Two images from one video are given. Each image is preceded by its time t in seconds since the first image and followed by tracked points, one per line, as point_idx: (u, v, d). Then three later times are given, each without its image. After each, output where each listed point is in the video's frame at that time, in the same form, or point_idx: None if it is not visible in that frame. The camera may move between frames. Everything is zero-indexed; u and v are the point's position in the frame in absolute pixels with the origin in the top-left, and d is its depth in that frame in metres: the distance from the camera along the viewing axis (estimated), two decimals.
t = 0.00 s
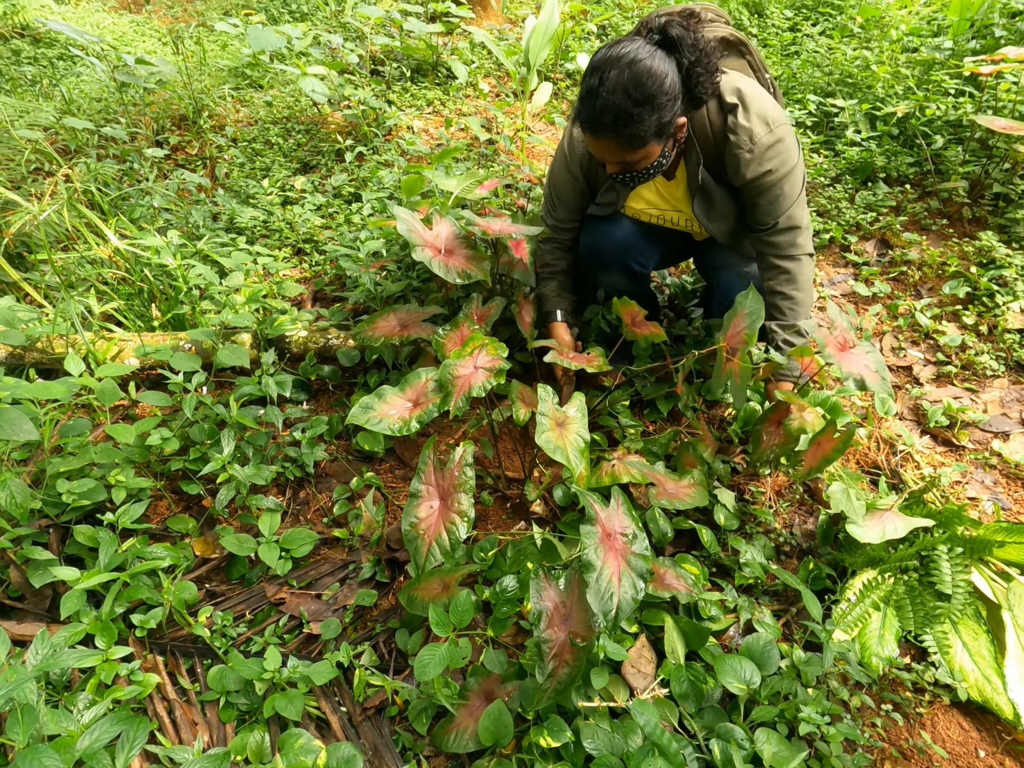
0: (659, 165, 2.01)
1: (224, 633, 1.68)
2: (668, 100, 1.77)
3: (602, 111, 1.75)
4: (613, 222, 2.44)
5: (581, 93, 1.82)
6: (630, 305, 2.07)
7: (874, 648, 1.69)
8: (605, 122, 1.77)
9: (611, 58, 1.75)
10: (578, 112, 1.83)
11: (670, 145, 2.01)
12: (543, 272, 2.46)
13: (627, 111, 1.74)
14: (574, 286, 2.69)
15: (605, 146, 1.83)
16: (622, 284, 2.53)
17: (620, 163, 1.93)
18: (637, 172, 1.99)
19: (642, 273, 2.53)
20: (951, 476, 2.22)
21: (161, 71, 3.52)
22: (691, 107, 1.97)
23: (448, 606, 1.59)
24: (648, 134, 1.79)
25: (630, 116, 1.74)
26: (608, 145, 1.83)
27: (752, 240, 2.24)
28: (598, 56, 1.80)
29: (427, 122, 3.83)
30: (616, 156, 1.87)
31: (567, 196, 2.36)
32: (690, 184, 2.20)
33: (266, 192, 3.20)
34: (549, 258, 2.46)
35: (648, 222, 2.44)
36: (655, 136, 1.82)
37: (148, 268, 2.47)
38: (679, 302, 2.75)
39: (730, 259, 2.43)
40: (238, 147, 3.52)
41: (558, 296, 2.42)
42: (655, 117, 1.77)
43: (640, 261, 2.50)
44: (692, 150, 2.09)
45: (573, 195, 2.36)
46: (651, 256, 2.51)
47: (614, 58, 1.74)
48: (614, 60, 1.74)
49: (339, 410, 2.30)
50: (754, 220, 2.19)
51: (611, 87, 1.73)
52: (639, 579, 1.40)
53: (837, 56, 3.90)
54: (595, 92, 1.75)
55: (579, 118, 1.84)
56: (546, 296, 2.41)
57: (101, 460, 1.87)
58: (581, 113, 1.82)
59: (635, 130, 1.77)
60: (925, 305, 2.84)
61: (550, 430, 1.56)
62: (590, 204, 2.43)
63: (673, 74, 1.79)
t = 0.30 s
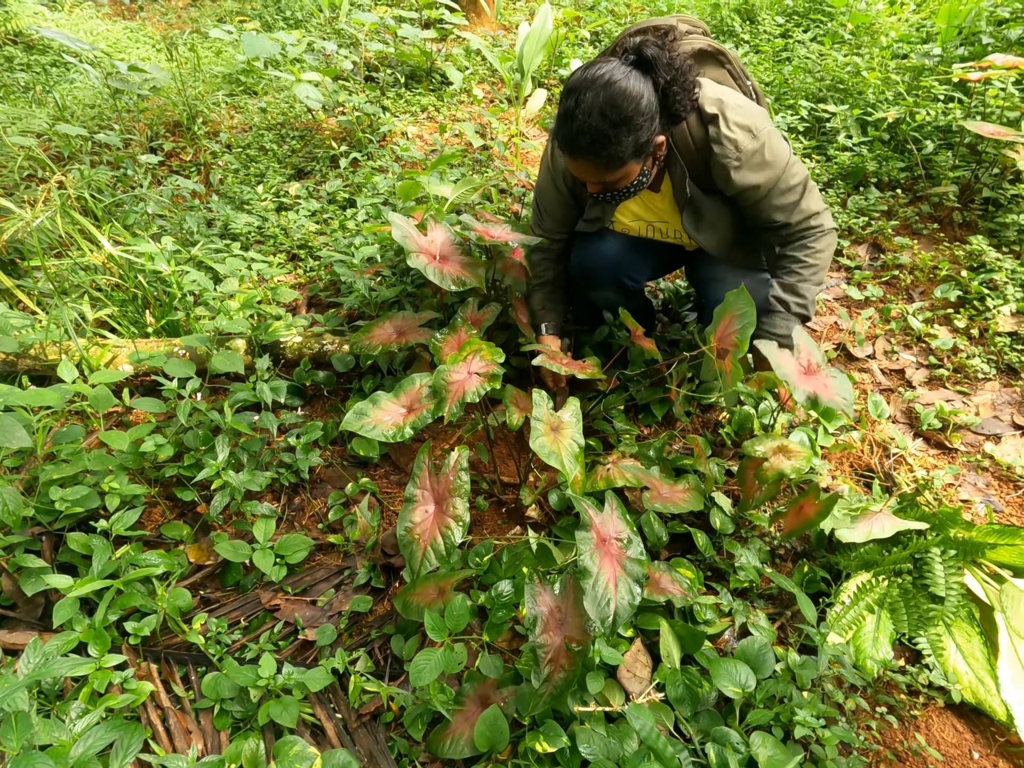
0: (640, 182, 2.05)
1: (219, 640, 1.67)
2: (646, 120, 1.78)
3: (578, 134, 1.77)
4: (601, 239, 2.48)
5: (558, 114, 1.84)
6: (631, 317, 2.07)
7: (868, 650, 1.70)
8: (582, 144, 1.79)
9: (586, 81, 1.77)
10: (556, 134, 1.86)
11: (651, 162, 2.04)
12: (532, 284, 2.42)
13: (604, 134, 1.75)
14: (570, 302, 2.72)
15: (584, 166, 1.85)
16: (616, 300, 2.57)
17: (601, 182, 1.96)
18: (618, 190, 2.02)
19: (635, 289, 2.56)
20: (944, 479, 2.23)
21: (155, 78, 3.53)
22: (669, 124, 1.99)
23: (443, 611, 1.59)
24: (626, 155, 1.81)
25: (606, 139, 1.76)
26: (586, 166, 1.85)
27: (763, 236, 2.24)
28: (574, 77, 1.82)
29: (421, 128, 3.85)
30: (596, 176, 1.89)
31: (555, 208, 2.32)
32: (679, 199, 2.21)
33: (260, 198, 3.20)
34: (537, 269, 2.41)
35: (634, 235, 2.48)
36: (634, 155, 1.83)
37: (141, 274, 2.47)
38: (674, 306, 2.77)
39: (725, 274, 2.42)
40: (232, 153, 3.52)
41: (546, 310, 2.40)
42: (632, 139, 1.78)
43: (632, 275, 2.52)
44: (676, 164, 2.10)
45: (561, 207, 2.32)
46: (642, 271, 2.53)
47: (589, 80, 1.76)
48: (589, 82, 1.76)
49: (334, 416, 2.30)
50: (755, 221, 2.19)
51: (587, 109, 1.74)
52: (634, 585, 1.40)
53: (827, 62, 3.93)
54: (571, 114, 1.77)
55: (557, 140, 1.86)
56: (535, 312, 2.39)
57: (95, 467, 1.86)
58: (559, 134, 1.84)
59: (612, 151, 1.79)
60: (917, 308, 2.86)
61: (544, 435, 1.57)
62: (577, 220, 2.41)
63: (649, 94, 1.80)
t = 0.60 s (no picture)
0: (624, 201, 2.06)
1: (218, 653, 1.67)
2: (627, 142, 1.79)
3: (561, 160, 1.79)
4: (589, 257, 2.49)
5: (540, 138, 1.85)
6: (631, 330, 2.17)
7: (869, 655, 1.68)
8: (566, 170, 1.80)
9: (567, 105, 1.77)
10: (539, 158, 1.87)
11: (635, 181, 2.05)
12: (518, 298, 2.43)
13: (587, 158, 1.76)
14: (559, 317, 2.73)
15: (568, 190, 1.87)
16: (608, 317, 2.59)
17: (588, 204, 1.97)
18: (603, 210, 2.03)
19: (627, 305, 2.58)
20: (941, 482, 2.24)
21: (152, 92, 3.55)
22: (652, 140, 1.99)
23: (443, 621, 1.58)
24: (609, 179, 1.82)
25: (589, 163, 1.77)
26: (571, 190, 1.87)
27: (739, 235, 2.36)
28: (553, 102, 1.83)
29: (416, 139, 3.87)
30: (581, 199, 1.90)
31: (540, 222, 2.33)
32: (660, 212, 2.25)
33: (257, 210, 3.22)
34: (521, 283, 2.43)
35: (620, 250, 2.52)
36: (617, 177, 1.85)
37: (139, 287, 2.47)
38: (670, 314, 2.76)
39: (712, 290, 2.38)
40: (228, 166, 3.54)
41: (532, 324, 2.41)
42: (614, 163, 1.79)
43: (621, 292, 2.52)
44: (657, 179, 2.14)
45: (545, 221, 2.33)
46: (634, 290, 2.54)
47: (569, 106, 1.76)
48: (569, 107, 1.77)
49: (332, 426, 2.31)
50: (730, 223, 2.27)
51: (568, 135, 1.75)
52: (632, 592, 1.40)
53: (819, 70, 3.96)
54: (553, 140, 1.79)
55: (539, 164, 1.87)
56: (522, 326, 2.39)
57: (93, 481, 1.85)
58: (541, 159, 1.86)
59: (595, 175, 1.80)
60: (912, 313, 2.88)
61: (543, 443, 1.57)
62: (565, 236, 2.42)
63: (629, 116, 1.81)
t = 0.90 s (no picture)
0: (595, 213, 2.06)
1: (218, 659, 1.66)
2: (591, 153, 1.79)
3: (526, 175, 1.80)
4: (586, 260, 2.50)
5: (506, 153, 1.86)
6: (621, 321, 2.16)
7: (871, 657, 1.66)
8: (532, 184, 1.81)
9: (528, 120, 1.79)
10: (504, 173, 1.88)
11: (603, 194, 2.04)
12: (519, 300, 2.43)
13: (553, 172, 1.77)
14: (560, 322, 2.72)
15: (537, 205, 1.88)
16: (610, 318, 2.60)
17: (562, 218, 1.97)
18: (574, 223, 2.04)
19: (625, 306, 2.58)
20: (941, 482, 2.24)
21: (149, 99, 3.56)
22: (615, 150, 1.95)
23: (443, 626, 1.58)
24: (575, 190, 1.82)
25: (554, 176, 1.78)
26: (540, 205, 1.88)
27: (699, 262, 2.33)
28: (517, 117, 1.84)
29: (414, 144, 3.89)
30: (551, 213, 1.91)
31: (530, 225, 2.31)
32: (611, 232, 2.22)
33: (255, 216, 3.23)
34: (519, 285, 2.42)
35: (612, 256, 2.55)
36: (585, 187, 1.85)
37: (137, 294, 2.48)
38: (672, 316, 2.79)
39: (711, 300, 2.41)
40: (226, 171, 3.54)
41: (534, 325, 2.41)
42: (579, 175, 1.80)
43: (606, 301, 2.61)
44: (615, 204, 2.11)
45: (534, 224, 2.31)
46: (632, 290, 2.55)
47: (530, 120, 1.78)
48: (530, 121, 1.78)
49: (332, 431, 2.31)
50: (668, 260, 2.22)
51: (530, 151, 1.76)
52: (634, 595, 1.40)
53: (815, 71, 3.98)
54: (516, 156, 1.80)
55: (506, 180, 1.89)
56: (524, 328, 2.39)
57: (92, 487, 1.85)
58: (507, 174, 1.87)
59: (562, 188, 1.81)
60: (910, 313, 2.88)
61: (542, 446, 1.57)
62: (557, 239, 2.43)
63: (590, 126, 1.81)
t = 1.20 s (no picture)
0: (574, 223, 2.07)
1: (214, 661, 1.66)
2: (563, 168, 1.80)
3: (502, 193, 1.82)
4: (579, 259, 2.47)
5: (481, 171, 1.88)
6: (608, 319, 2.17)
7: (867, 657, 1.66)
8: (507, 202, 1.84)
9: (499, 140, 1.79)
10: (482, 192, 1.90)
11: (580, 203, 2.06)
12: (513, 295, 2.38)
13: (525, 190, 1.79)
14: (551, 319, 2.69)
15: (515, 221, 1.90)
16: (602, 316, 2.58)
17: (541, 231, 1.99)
18: (555, 234, 2.06)
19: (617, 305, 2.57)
20: (936, 483, 2.25)
21: (146, 101, 3.56)
22: (590, 162, 1.95)
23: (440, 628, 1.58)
24: (550, 207, 1.84)
25: (528, 194, 1.80)
26: (517, 220, 1.90)
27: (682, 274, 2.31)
28: (489, 137, 1.85)
29: (411, 145, 3.89)
30: (530, 228, 1.93)
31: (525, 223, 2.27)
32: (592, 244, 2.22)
33: (252, 218, 3.22)
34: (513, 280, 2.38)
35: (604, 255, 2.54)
36: (560, 202, 1.86)
37: (134, 295, 2.47)
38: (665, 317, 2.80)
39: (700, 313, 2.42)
40: (224, 173, 3.54)
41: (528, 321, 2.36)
42: (553, 191, 1.81)
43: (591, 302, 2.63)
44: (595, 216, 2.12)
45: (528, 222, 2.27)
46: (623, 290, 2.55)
47: (501, 141, 1.79)
48: (502, 142, 1.79)
49: (329, 433, 2.30)
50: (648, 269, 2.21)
51: (502, 172, 1.78)
52: (629, 596, 1.40)
53: (811, 75, 3.99)
54: (489, 175, 1.82)
55: (483, 199, 1.91)
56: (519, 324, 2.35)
57: (88, 489, 1.84)
58: (483, 193, 1.89)
59: (537, 205, 1.83)
60: (906, 315, 2.90)
61: (538, 447, 1.57)
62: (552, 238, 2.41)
63: (560, 142, 1.81)
